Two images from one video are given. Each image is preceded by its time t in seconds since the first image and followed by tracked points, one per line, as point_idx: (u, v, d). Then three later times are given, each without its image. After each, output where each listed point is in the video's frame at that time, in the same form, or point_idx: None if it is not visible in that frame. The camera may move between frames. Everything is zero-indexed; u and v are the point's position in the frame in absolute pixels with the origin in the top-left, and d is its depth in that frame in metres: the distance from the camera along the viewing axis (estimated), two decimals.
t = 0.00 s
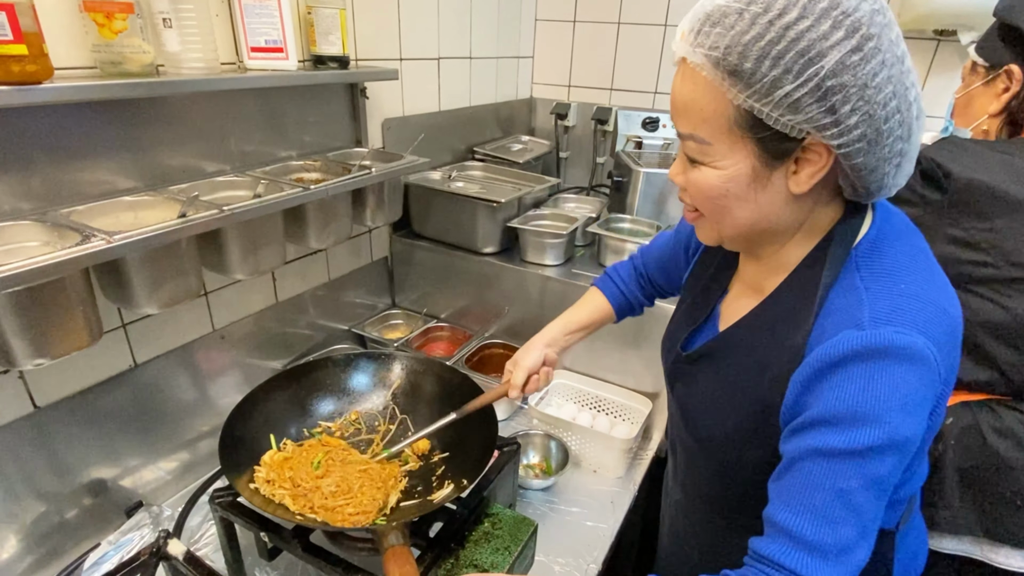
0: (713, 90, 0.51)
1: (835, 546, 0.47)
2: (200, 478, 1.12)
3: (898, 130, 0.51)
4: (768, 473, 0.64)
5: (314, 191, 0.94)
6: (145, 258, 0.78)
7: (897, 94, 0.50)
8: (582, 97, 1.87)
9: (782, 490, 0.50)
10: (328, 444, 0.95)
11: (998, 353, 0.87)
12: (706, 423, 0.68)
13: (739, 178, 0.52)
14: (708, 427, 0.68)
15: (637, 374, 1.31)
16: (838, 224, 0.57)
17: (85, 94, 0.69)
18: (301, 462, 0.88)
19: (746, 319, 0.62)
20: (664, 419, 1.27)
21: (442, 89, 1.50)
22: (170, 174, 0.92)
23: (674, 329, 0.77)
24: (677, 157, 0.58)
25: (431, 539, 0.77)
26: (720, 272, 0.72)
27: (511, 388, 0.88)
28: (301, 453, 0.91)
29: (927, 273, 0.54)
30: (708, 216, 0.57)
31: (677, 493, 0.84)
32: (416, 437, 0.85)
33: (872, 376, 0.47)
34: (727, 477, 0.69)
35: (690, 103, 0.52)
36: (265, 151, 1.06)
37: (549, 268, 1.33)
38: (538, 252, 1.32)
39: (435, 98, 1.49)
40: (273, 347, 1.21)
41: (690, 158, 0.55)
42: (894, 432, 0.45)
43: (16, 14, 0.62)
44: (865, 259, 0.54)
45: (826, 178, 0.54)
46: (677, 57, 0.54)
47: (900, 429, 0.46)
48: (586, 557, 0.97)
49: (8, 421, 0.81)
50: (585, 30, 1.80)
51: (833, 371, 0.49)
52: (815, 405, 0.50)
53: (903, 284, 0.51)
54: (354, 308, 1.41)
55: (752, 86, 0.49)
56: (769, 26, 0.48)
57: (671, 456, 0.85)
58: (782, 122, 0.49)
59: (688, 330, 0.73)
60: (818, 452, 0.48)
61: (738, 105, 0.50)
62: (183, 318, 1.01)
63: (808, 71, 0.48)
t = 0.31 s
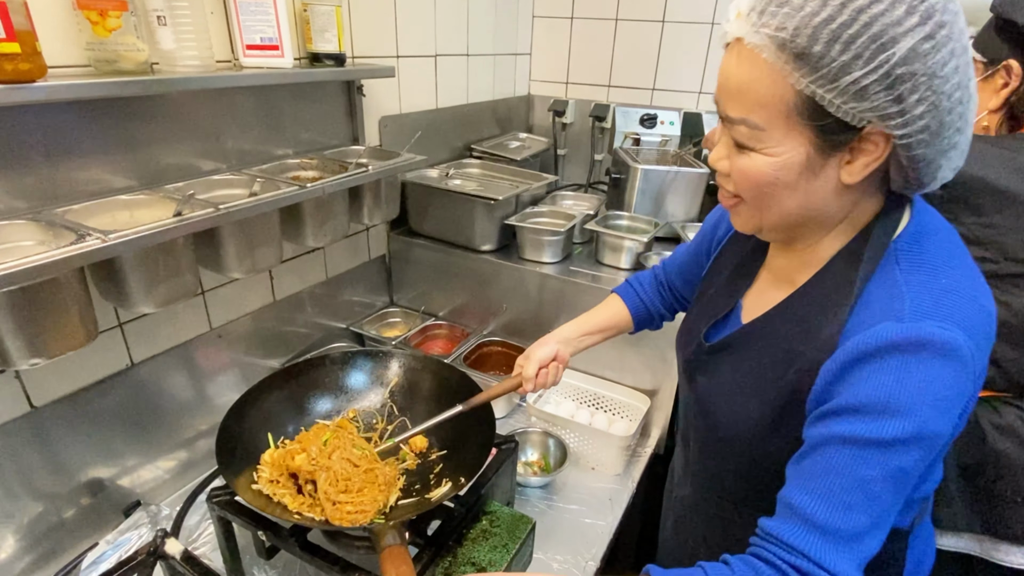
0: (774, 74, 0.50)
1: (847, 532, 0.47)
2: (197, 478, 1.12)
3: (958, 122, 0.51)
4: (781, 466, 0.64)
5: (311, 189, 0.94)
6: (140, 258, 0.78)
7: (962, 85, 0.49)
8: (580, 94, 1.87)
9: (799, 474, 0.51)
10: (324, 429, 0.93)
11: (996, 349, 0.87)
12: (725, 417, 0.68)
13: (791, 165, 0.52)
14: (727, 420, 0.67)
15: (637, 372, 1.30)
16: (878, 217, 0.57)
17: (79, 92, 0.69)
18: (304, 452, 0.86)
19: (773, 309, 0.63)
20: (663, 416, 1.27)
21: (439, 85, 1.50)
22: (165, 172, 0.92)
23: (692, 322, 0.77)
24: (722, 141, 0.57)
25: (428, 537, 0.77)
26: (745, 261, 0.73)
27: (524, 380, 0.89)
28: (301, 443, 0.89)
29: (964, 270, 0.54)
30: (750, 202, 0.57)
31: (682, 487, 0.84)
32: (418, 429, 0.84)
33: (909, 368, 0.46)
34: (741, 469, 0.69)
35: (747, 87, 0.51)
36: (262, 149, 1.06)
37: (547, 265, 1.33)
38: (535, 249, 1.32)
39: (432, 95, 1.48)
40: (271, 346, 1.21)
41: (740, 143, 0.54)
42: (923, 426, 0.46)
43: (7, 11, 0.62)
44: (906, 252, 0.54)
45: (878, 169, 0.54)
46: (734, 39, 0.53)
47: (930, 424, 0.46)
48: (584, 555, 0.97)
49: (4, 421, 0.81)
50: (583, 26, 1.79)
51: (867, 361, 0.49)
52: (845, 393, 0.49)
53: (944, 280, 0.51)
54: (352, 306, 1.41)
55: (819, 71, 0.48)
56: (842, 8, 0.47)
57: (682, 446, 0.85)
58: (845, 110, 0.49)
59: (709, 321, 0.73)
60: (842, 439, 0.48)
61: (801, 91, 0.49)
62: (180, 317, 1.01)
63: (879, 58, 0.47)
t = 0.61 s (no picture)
0: (863, 62, 0.47)
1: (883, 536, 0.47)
2: (196, 477, 1.12)
3: None
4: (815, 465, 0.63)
5: (308, 186, 0.93)
6: (136, 256, 0.77)
7: None
8: (579, 91, 1.86)
9: (838, 473, 0.50)
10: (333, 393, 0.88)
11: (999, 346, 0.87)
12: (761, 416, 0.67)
13: (870, 161, 0.50)
14: (762, 418, 0.67)
15: (636, 370, 1.29)
16: (942, 217, 0.56)
17: (73, 89, 0.68)
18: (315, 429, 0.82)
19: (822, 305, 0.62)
20: (663, 413, 1.27)
21: (437, 82, 1.49)
22: (161, 170, 0.91)
23: (727, 315, 0.78)
24: (790, 129, 0.55)
25: (427, 535, 0.77)
26: (792, 257, 0.72)
27: (538, 346, 0.90)
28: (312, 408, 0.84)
29: None
30: (815, 196, 0.55)
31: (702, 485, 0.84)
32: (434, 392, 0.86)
33: (968, 376, 0.45)
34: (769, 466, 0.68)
35: (832, 75, 0.48)
36: (259, 147, 1.06)
37: (546, 263, 1.32)
38: (535, 247, 1.31)
39: (430, 92, 1.47)
40: (270, 344, 1.21)
41: (816, 134, 0.51)
42: (977, 436, 0.45)
43: None
44: (970, 255, 0.52)
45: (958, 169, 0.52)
46: (819, 20, 0.50)
47: (984, 434, 0.45)
48: (584, 553, 0.96)
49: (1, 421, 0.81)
50: (581, 23, 1.78)
51: (924, 365, 0.47)
52: (895, 395, 0.48)
53: (1006, 286, 0.50)
54: (350, 304, 1.40)
55: (922, 63, 0.46)
56: None
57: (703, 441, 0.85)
58: (941, 105, 0.47)
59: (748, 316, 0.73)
60: (890, 442, 0.47)
61: (892, 82, 0.47)
62: (177, 315, 1.00)
63: (987, 53, 0.46)
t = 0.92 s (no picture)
0: (936, 65, 0.45)
1: (945, 552, 0.45)
2: (196, 474, 1.12)
3: None
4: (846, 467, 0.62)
5: (305, 184, 0.93)
6: (134, 254, 0.77)
7: None
8: (577, 88, 1.86)
9: (895, 485, 0.48)
10: (344, 386, 0.90)
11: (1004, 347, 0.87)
12: (794, 418, 0.66)
13: (935, 165, 0.49)
14: (795, 421, 0.66)
15: (634, 367, 1.29)
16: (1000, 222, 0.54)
17: (69, 88, 0.68)
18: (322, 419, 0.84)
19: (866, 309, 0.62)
20: (661, 410, 1.27)
21: (435, 80, 1.49)
22: (159, 169, 0.91)
23: (757, 311, 0.79)
24: (848, 129, 0.54)
25: (425, 533, 0.77)
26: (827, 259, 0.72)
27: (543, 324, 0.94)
28: (319, 402, 0.86)
29: None
30: (872, 198, 0.54)
31: (722, 485, 0.84)
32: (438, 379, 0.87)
33: None
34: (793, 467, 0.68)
35: (900, 77, 0.46)
36: (257, 145, 1.05)
37: (545, 260, 1.32)
38: (533, 245, 1.31)
39: (428, 90, 1.47)
40: (269, 343, 1.21)
41: (878, 136, 0.50)
42: None
43: None
44: None
45: None
46: (885, 18, 0.48)
47: None
48: (583, 550, 0.97)
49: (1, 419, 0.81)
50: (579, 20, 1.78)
51: (990, 374, 0.45)
52: (957, 407, 0.47)
53: None
54: (349, 302, 1.40)
55: (1001, 64, 0.44)
56: None
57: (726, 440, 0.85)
58: (1016, 108, 0.44)
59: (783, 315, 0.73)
60: (953, 456, 0.45)
61: (967, 86, 0.45)
62: (176, 314, 1.01)
63: None
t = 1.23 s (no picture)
0: (969, 65, 0.46)
1: None
2: (197, 471, 1.13)
3: None
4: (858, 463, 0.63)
5: (304, 182, 0.93)
6: (135, 251, 0.78)
7: None
8: (577, 85, 1.86)
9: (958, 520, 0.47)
10: (339, 337, 0.87)
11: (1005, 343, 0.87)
12: (813, 415, 0.67)
13: (967, 166, 0.48)
14: (815, 420, 0.67)
15: (633, 363, 1.29)
16: None
17: (69, 86, 0.68)
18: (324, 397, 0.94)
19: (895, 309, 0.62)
20: (660, 406, 1.28)
21: (434, 77, 1.49)
22: (159, 166, 0.91)
23: (775, 306, 0.79)
24: (877, 129, 0.54)
25: (425, 528, 0.78)
26: (846, 257, 0.72)
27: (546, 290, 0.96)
28: (313, 354, 0.82)
29: None
30: (900, 199, 0.54)
31: (732, 482, 0.84)
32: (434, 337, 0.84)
33: None
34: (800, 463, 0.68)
35: (933, 76, 0.47)
36: (256, 142, 1.06)
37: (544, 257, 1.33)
38: (532, 241, 1.32)
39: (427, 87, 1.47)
40: (269, 340, 1.21)
41: (908, 137, 0.50)
42: None
43: None
44: None
45: None
46: (919, 18, 0.48)
47: None
48: (582, 545, 0.97)
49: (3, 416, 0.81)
50: (578, 16, 1.78)
51: None
52: (996, 431, 0.47)
53: None
54: (349, 299, 1.41)
55: None
56: None
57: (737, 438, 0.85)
58: None
59: (804, 313, 0.73)
60: (1006, 481, 0.44)
61: (1001, 88, 0.45)
62: (176, 311, 1.01)
63: None
